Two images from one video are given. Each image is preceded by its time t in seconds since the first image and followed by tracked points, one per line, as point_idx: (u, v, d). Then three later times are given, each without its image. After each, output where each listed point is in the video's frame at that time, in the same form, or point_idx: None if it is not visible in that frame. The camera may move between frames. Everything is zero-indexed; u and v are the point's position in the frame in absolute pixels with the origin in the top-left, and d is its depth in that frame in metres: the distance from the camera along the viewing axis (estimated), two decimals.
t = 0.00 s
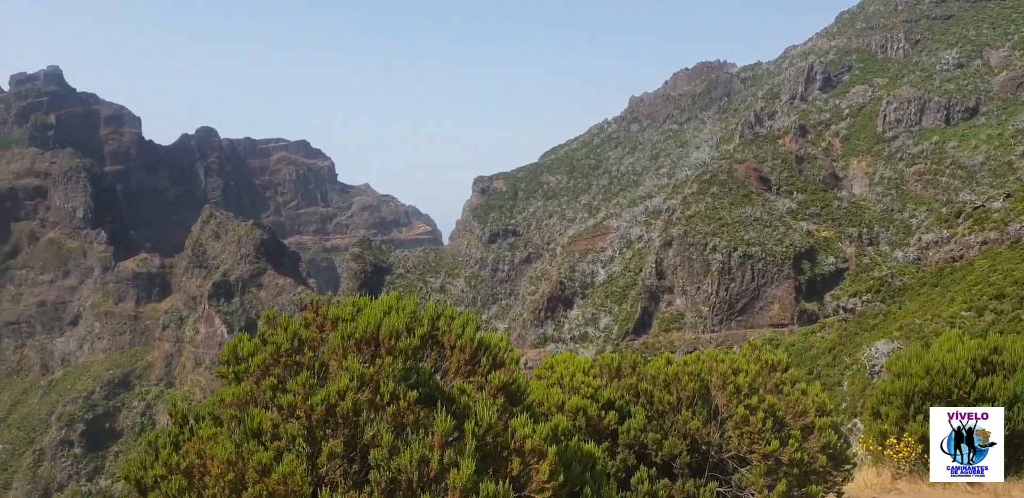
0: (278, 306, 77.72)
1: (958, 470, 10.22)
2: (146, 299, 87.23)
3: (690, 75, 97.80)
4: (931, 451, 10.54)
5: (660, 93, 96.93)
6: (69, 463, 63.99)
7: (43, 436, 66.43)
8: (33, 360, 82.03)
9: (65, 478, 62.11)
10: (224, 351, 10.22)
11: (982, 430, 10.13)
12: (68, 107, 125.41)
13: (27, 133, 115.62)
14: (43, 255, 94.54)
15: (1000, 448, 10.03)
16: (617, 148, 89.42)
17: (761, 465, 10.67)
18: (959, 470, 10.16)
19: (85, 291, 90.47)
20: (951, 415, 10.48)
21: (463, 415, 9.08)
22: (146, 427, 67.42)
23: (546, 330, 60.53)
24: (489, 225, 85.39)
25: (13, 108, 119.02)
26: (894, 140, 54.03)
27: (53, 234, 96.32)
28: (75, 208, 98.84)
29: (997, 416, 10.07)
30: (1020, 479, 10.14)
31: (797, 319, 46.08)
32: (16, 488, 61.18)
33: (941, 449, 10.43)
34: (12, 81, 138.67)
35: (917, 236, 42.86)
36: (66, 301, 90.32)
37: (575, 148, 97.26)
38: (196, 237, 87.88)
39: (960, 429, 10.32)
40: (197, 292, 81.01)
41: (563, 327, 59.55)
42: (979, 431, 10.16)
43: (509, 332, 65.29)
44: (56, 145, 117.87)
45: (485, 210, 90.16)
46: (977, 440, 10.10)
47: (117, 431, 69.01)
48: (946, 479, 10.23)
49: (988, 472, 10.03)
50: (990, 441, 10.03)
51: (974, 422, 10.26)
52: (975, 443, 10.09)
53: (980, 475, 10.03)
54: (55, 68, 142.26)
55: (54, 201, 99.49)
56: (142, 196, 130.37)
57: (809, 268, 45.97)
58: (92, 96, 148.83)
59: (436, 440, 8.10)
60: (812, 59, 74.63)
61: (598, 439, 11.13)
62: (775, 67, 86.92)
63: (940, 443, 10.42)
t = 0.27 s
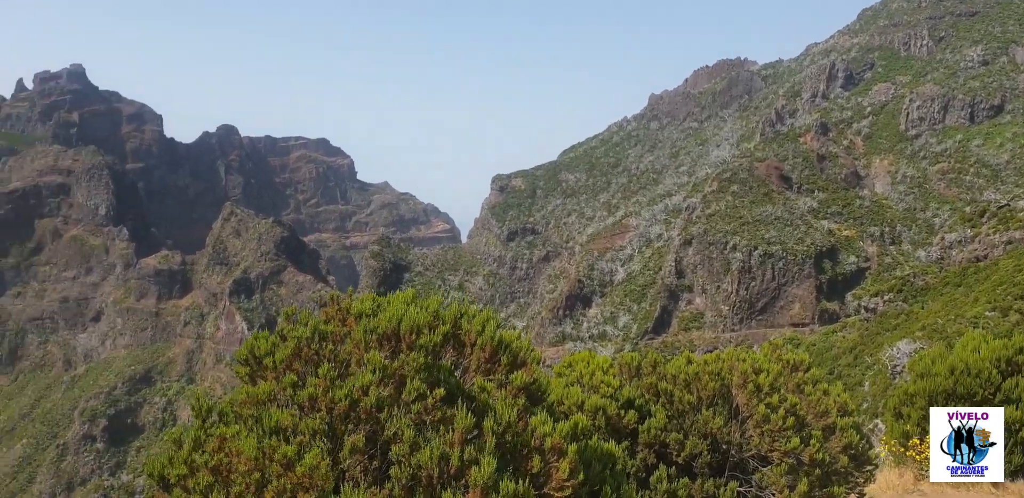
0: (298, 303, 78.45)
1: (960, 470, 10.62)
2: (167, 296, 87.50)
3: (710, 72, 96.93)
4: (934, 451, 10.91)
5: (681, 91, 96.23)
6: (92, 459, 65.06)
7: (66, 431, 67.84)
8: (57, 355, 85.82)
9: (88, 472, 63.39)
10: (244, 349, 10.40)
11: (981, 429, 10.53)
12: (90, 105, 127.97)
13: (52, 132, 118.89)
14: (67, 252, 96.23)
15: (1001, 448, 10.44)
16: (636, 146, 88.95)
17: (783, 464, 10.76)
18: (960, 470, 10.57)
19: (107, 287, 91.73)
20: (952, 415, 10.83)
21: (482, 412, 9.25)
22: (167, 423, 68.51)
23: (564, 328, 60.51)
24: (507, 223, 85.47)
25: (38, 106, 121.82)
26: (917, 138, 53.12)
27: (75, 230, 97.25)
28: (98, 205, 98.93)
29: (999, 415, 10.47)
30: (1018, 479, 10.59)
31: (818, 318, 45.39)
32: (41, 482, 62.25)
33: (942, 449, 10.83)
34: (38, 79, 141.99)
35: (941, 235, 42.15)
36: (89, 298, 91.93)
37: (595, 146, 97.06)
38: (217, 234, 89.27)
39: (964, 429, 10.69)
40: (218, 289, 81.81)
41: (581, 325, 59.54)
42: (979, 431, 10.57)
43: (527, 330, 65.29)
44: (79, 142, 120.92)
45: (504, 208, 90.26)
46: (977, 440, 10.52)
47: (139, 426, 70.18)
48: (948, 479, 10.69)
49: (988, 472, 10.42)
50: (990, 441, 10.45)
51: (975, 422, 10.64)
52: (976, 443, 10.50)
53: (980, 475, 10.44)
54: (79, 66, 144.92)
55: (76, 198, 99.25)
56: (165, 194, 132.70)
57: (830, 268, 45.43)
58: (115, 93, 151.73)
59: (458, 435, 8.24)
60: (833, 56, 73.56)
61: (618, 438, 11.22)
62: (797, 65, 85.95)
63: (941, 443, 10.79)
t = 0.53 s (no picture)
0: (317, 300, 79.08)
1: (959, 470, 11.19)
2: (189, 294, 88.86)
3: (730, 68, 95.87)
4: (934, 451, 11.45)
5: (700, 87, 95.38)
6: (115, 455, 66.18)
7: (89, 428, 69.18)
8: (80, 353, 87.02)
9: (112, 469, 64.38)
10: (269, 351, 10.79)
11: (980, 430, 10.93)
12: (112, 104, 129.64)
13: (74, 130, 119.51)
14: (89, 250, 97.41)
15: (1001, 447, 10.83)
16: (656, 143, 88.36)
17: (803, 461, 10.91)
18: (960, 469, 11.14)
19: (129, 285, 92.90)
20: (952, 415, 11.23)
21: (505, 409, 9.49)
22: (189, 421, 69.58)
23: (583, 326, 60.40)
24: (526, 220, 85.45)
25: (61, 106, 122.13)
26: (940, 134, 52.13)
27: (98, 229, 98.47)
28: (120, 203, 99.30)
29: (996, 416, 10.76)
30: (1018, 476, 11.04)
31: (840, 315, 44.88)
32: (65, 478, 63.43)
33: (941, 449, 11.35)
34: (61, 80, 143.73)
35: (964, 231, 41.20)
36: (111, 296, 93.09)
37: (614, 143, 96.73)
38: (237, 233, 90.39)
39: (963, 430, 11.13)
40: (239, 287, 82.78)
41: (600, 323, 59.47)
42: (978, 431, 10.96)
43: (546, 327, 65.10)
44: (101, 141, 121.58)
45: (522, 205, 90.29)
46: (977, 440, 10.96)
47: (160, 423, 71.34)
48: (948, 478, 11.29)
49: (987, 472, 10.91)
50: (990, 441, 10.87)
51: (974, 422, 11.00)
52: (976, 443, 10.95)
53: (979, 475, 10.95)
54: (100, 67, 146.86)
55: (99, 197, 99.50)
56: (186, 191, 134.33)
57: (851, 265, 44.93)
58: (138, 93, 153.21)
59: (479, 432, 8.46)
60: (854, 52, 72.34)
61: (639, 436, 11.59)
62: (817, 61, 84.93)
63: (942, 443, 11.32)
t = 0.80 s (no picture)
0: (341, 299, 80.02)
1: (958, 470, 12.77)
2: (213, 292, 88.72)
3: (754, 66, 94.43)
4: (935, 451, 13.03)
5: (723, 86, 94.34)
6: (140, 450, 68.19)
7: (116, 425, 70.66)
8: (106, 350, 88.95)
9: (137, 466, 65.30)
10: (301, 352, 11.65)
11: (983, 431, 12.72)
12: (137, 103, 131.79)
13: (100, 130, 122.11)
14: (115, 249, 98.69)
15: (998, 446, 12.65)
16: (679, 141, 87.56)
17: (828, 463, 12.03)
18: (959, 470, 12.68)
19: (155, 283, 92.98)
20: (953, 416, 12.85)
21: (529, 407, 9.86)
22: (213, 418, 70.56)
23: (606, 326, 60.13)
24: (547, 219, 85.28)
25: (87, 105, 124.85)
26: (968, 131, 51.09)
27: (123, 227, 100.03)
28: (145, 202, 99.92)
29: (997, 417, 12.61)
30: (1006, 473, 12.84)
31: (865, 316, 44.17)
32: (92, 474, 65.01)
33: (943, 449, 12.93)
34: (88, 79, 146.54)
35: (992, 231, 40.95)
36: (135, 293, 93.63)
37: (636, 142, 96.29)
38: (261, 232, 91.65)
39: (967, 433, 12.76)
40: (263, 285, 83.74)
41: (623, 322, 59.23)
42: (978, 431, 12.69)
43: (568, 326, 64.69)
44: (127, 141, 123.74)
45: (544, 205, 90.15)
46: (978, 440, 12.71)
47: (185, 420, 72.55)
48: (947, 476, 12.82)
49: (986, 471, 12.53)
50: (990, 441, 12.67)
51: (974, 422, 12.75)
52: (975, 443, 12.60)
53: (978, 474, 12.56)
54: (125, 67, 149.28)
55: (125, 195, 100.12)
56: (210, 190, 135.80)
57: (877, 264, 44.15)
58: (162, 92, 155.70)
59: (503, 431, 8.87)
60: (879, 49, 70.97)
61: (664, 436, 13.01)
62: (842, 59, 83.79)
63: (942, 444, 12.92)
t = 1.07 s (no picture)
0: (370, 299, 81.03)
1: (959, 470, 11.97)
2: (245, 292, 90.65)
3: (784, 65, 92.77)
4: (934, 452, 12.17)
5: (754, 85, 92.91)
6: (173, 448, 69.53)
7: (149, 423, 72.51)
8: (140, 349, 92.21)
9: (170, 463, 67.82)
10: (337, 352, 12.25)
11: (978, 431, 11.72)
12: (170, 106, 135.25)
13: (135, 132, 126.86)
14: (148, 248, 100.83)
15: (999, 448, 11.65)
16: (709, 141, 86.51)
17: (863, 467, 12.03)
18: (959, 470, 11.91)
19: (187, 283, 95.35)
20: (953, 416, 12.06)
21: (558, 406, 10.10)
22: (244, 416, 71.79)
23: (635, 326, 59.63)
24: (576, 219, 85.07)
25: (122, 108, 128.75)
26: (1004, 131, 50.09)
27: (156, 228, 102.25)
28: (178, 203, 102.49)
29: (998, 417, 11.51)
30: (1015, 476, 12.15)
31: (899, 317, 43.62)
32: (124, 472, 67.96)
33: (941, 449, 12.08)
34: (123, 82, 150.62)
35: None
36: (168, 294, 96.38)
37: (665, 141, 95.56)
38: (292, 232, 93.24)
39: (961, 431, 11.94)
40: (294, 285, 85.09)
41: (653, 323, 58.76)
42: (978, 431, 11.74)
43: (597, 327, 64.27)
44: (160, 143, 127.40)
45: (572, 205, 89.88)
46: (978, 440, 11.78)
47: (216, 419, 73.79)
48: (948, 478, 11.99)
49: (987, 472, 11.75)
50: (990, 442, 11.69)
51: (974, 423, 11.80)
52: (976, 443, 11.78)
53: (979, 475, 11.79)
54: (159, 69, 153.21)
55: (158, 196, 102.77)
56: (241, 192, 137.54)
57: (910, 265, 43.55)
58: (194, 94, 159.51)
59: (533, 431, 9.15)
60: (913, 48, 69.38)
61: (697, 438, 13.14)
62: (875, 57, 82.15)
63: (941, 444, 12.07)
